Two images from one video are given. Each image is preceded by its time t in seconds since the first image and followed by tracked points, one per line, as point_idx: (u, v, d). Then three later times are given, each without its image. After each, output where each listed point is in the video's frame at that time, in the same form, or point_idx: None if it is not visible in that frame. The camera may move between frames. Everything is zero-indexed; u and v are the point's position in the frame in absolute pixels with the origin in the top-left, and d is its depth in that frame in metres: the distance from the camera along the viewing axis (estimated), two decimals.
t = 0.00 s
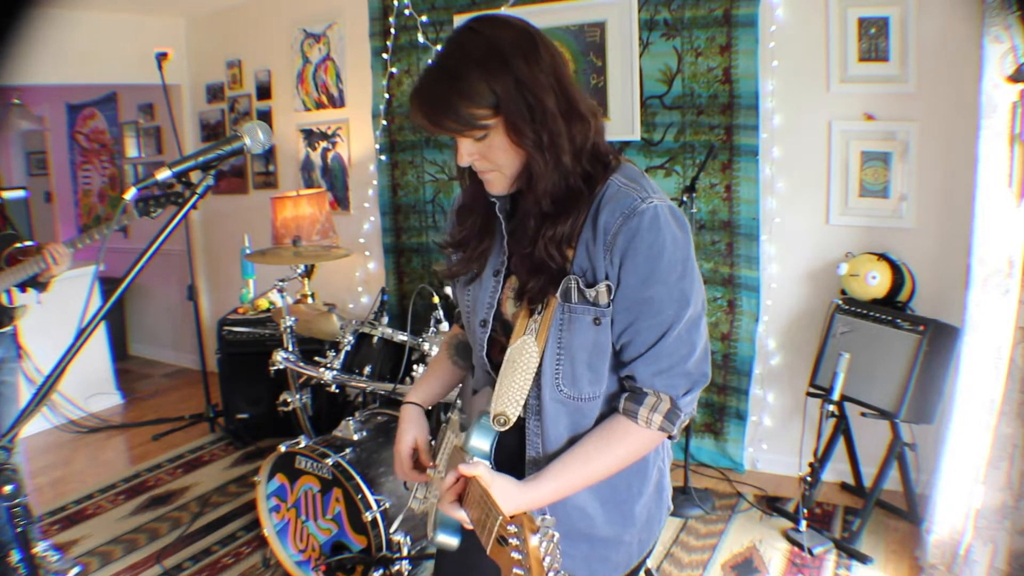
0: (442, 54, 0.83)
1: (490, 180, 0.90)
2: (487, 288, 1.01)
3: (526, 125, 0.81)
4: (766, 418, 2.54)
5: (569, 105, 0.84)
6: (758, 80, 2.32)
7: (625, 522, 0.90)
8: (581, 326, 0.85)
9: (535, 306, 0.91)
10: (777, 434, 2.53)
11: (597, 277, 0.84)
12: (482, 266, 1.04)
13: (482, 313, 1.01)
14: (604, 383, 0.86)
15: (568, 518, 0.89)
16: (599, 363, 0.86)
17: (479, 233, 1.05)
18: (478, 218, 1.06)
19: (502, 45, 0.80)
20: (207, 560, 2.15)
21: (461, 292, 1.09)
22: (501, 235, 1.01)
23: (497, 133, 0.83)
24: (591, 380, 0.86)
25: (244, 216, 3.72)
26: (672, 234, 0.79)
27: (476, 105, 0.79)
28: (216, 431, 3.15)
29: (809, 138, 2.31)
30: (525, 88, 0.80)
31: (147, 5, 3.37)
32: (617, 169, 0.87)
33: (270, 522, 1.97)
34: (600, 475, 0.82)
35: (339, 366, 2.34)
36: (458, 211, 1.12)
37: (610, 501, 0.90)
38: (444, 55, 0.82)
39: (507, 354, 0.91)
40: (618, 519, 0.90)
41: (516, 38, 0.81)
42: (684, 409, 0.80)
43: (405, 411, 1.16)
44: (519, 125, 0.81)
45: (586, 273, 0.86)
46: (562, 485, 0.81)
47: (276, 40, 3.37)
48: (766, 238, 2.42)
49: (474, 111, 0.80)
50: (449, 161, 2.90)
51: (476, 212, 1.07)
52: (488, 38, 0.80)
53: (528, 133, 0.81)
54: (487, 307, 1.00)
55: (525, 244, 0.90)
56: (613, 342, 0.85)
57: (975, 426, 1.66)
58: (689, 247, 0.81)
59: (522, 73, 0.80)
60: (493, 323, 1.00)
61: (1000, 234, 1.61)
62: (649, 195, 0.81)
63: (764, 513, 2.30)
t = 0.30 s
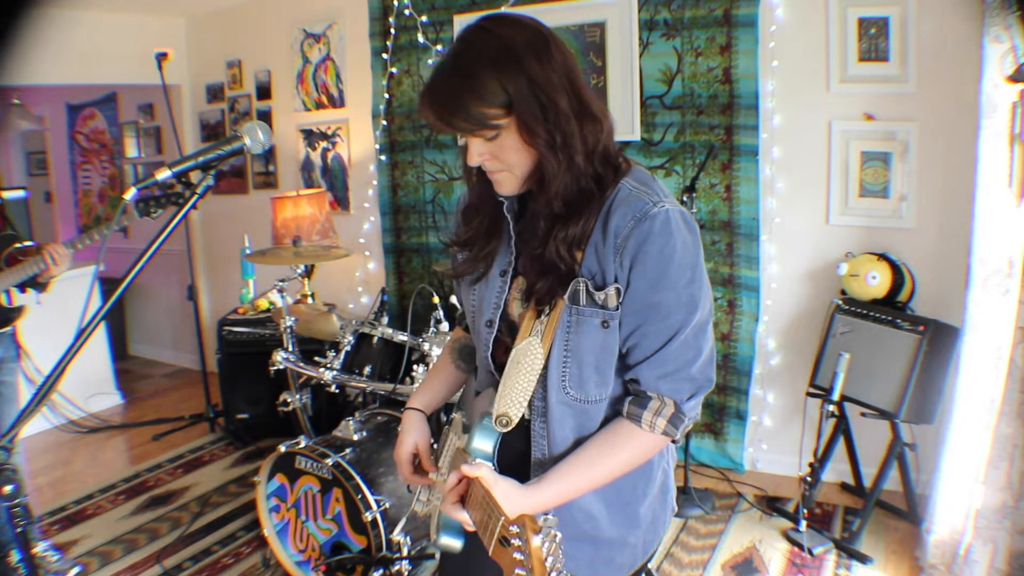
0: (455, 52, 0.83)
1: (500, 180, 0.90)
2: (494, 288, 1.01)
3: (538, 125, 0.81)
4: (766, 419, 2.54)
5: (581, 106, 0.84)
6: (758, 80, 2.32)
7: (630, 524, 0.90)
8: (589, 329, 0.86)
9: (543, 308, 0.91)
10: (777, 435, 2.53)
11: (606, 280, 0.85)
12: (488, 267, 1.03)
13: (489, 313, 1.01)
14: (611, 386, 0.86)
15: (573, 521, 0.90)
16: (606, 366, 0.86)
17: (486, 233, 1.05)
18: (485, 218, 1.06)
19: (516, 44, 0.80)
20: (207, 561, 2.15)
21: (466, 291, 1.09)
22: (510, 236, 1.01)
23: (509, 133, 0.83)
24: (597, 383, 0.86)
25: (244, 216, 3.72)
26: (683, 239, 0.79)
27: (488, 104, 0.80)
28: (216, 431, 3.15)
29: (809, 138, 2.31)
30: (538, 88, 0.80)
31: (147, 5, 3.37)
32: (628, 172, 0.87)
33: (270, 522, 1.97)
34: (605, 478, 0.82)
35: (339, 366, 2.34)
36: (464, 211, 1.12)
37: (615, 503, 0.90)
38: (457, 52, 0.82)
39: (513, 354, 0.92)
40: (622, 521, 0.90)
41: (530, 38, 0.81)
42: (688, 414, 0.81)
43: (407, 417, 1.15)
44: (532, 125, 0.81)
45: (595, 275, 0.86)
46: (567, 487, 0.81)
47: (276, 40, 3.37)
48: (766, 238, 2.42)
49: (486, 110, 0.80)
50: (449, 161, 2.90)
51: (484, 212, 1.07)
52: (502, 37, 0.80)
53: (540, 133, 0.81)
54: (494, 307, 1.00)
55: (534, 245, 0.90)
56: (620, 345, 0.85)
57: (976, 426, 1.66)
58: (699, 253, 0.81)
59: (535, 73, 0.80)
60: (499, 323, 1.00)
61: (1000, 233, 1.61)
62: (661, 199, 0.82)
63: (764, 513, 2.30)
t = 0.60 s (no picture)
0: (464, 49, 0.83)
1: (506, 180, 0.90)
2: (500, 289, 1.01)
3: (548, 126, 0.82)
4: (765, 418, 2.54)
5: (591, 107, 0.84)
6: (758, 80, 2.32)
7: (635, 523, 0.91)
8: (598, 333, 0.87)
9: (551, 310, 0.91)
10: (777, 435, 2.54)
11: (617, 284, 0.86)
12: (493, 267, 1.03)
13: (495, 313, 1.01)
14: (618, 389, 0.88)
15: (581, 522, 0.90)
16: (614, 368, 0.87)
17: (491, 233, 1.05)
18: (490, 219, 1.06)
19: (526, 43, 0.80)
20: (207, 560, 2.15)
21: (469, 291, 1.08)
22: (516, 237, 1.01)
23: (517, 133, 0.83)
24: (605, 386, 0.87)
25: (244, 216, 3.72)
26: (693, 245, 0.81)
27: (497, 103, 0.80)
28: (216, 431, 3.15)
29: (809, 138, 2.31)
30: (548, 88, 0.81)
31: (147, 5, 3.37)
32: (638, 175, 0.88)
33: (270, 522, 1.97)
34: (608, 480, 0.82)
35: (339, 366, 2.34)
36: (469, 210, 1.12)
37: (621, 503, 0.90)
38: (467, 50, 0.82)
39: (517, 356, 0.93)
40: (628, 521, 0.91)
41: (540, 37, 0.81)
42: (690, 419, 0.82)
43: (406, 417, 1.15)
44: (540, 125, 0.81)
45: (606, 279, 0.87)
46: (567, 492, 0.82)
47: (276, 40, 3.37)
48: (766, 238, 2.42)
49: (495, 109, 0.80)
50: (449, 161, 2.90)
51: (489, 212, 1.06)
52: (512, 35, 0.80)
53: (549, 133, 0.82)
54: (500, 307, 1.01)
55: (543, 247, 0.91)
56: (628, 348, 0.86)
57: (976, 426, 1.66)
58: (707, 259, 0.82)
59: (544, 72, 0.80)
60: (505, 324, 1.01)
61: (1000, 234, 1.61)
62: (673, 204, 0.83)
63: (764, 513, 2.30)
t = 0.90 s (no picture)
0: (459, 55, 0.83)
1: (499, 187, 0.90)
2: (503, 296, 1.02)
3: (541, 132, 0.82)
4: (766, 419, 2.54)
5: (586, 114, 0.85)
6: (758, 81, 2.32)
7: (644, 520, 0.93)
8: (604, 337, 0.88)
9: (557, 321, 0.92)
10: (777, 435, 2.54)
11: (623, 289, 0.87)
12: (495, 276, 1.03)
13: (498, 320, 1.02)
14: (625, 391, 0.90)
15: (593, 522, 0.92)
16: (621, 371, 0.89)
17: (490, 242, 1.05)
18: (489, 227, 1.06)
19: (520, 48, 0.80)
20: (207, 560, 2.15)
21: (470, 299, 1.08)
22: (517, 245, 1.02)
23: (510, 138, 0.83)
24: (613, 388, 0.89)
25: (244, 216, 3.72)
26: (696, 248, 0.83)
27: (491, 108, 0.80)
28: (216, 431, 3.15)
29: (809, 138, 2.31)
30: (542, 94, 0.81)
31: (147, 5, 3.38)
32: (638, 180, 0.89)
33: (270, 522, 1.98)
34: (616, 483, 0.84)
35: (339, 366, 2.34)
36: (466, 217, 1.12)
37: (632, 503, 0.92)
38: (462, 55, 0.83)
39: (523, 362, 0.94)
40: (638, 521, 0.93)
41: (534, 43, 0.81)
42: (692, 420, 0.84)
43: (404, 421, 1.15)
44: (534, 131, 0.81)
45: (611, 285, 0.88)
46: (576, 498, 0.83)
47: (277, 40, 3.37)
48: (766, 238, 2.42)
49: (488, 115, 0.80)
50: (449, 161, 2.90)
51: (487, 220, 1.06)
52: (507, 40, 0.81)
53: (543, 140, 0.82)
54: (503, 314, 1.01)
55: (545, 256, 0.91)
56: (634, 351, 0.88)
57: (976, 426, 1.66)
58: (709, 262, 0.85)
59: (538, 78, 0.80)
60: (510, 331, 1.01)
61: (1000, 234, 1.61)
62: (676, 208, 0.84)
63: (764, 513, 2.30)
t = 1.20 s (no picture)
0: (454, 57, 0.83)
1: (494, 190, 0.90)
2: (503, 298, 1.02)
3: (534, 134, 0.82)
4: (766, 419, 2.54)
5: (580, 116, 0.84)
6: (758, 80, 2.32)
7: (645, 519, 0.93)
8: (606, 337, 0.88)
9: (558, 324, 0.92)
10: (777, 435, 2.54)
11: (624, 288, 0.87)
12: (494, 278, 1.03)
13: (498, 321, 1.02)
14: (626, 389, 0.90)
15: (595, 521, 0.92)
16: (622, 370, 0.89)
17: (489, 245, 1.05)
18: (487, 230, 1.05)
19: (515, 50, 0.81)
20: (207, 561, 2.15)
21: (469, 302, 1.08)
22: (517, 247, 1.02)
23: (504, 141, 0.83)
24: (614, 387, 0.90)
25: (244, 216, 3.72)
26: (696, 247, 0.83)
27: (486, 110, 0.80)
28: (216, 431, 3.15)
29: (809, 138, 2.31)
30: (536, 95, 0.81)
31: (147, 5, 3.38)
32: (637, 180, 0.89)
33: (270, 522, 1.98)
34: (619, 482, 0.84)
35: (339, 366, 2.34)
36: (463, 220, 1.12)
37: (634, 501, 0.92)
38: (457, 57, 0.83)
39: (526, 363, 0.94)
40: (640, 519, 0.93)
41: (529, 45, 0.81)
42: (693, 417, 0.85)
43: (403, 424, 1.15)
44: (527, 133, 0.81)
45: (612, 285, 0.89)
46: (579, 498, 0.83)
47: (277, 40, 3.37)
48: (766, 238, 2.42)
49: (483, 116, 0.80)
50: (449, 161, 2.90)
51: (485, 224, 1.06)
52: (501, 42, 0.81)
53: (536, 142, 0.82)
54: (503, 315, 1.01)
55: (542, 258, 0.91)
56: (635, 350, 0.88)
57: (976, 426, 1.66)
58: (709, 260, 0.85)
59: (533, 80, 0.80)
60: (511, 332, 1.01)
61: (1000, 234, 1.61)
62: (676, 206, 0.84)
63: (764, 513, 2.30)
